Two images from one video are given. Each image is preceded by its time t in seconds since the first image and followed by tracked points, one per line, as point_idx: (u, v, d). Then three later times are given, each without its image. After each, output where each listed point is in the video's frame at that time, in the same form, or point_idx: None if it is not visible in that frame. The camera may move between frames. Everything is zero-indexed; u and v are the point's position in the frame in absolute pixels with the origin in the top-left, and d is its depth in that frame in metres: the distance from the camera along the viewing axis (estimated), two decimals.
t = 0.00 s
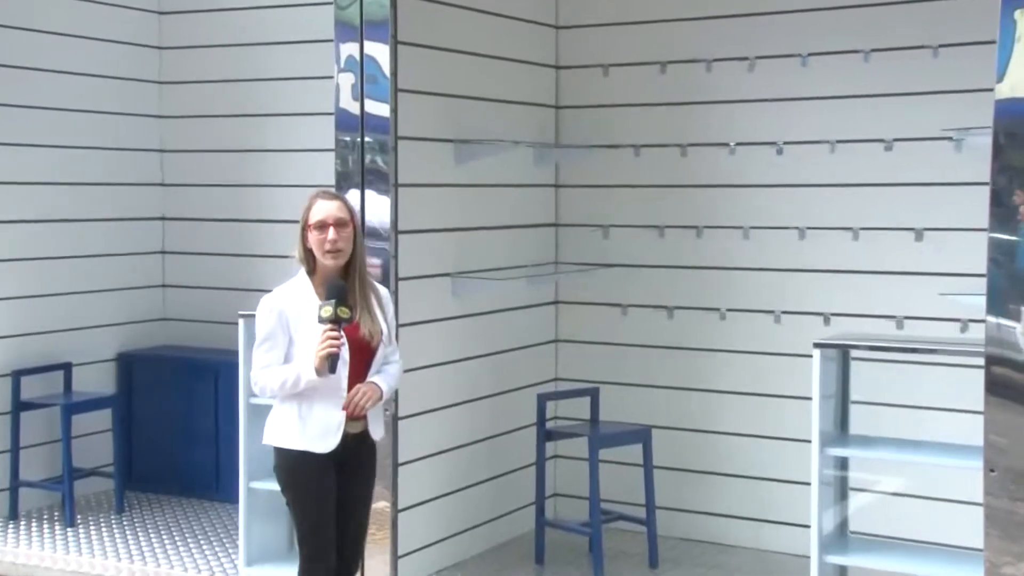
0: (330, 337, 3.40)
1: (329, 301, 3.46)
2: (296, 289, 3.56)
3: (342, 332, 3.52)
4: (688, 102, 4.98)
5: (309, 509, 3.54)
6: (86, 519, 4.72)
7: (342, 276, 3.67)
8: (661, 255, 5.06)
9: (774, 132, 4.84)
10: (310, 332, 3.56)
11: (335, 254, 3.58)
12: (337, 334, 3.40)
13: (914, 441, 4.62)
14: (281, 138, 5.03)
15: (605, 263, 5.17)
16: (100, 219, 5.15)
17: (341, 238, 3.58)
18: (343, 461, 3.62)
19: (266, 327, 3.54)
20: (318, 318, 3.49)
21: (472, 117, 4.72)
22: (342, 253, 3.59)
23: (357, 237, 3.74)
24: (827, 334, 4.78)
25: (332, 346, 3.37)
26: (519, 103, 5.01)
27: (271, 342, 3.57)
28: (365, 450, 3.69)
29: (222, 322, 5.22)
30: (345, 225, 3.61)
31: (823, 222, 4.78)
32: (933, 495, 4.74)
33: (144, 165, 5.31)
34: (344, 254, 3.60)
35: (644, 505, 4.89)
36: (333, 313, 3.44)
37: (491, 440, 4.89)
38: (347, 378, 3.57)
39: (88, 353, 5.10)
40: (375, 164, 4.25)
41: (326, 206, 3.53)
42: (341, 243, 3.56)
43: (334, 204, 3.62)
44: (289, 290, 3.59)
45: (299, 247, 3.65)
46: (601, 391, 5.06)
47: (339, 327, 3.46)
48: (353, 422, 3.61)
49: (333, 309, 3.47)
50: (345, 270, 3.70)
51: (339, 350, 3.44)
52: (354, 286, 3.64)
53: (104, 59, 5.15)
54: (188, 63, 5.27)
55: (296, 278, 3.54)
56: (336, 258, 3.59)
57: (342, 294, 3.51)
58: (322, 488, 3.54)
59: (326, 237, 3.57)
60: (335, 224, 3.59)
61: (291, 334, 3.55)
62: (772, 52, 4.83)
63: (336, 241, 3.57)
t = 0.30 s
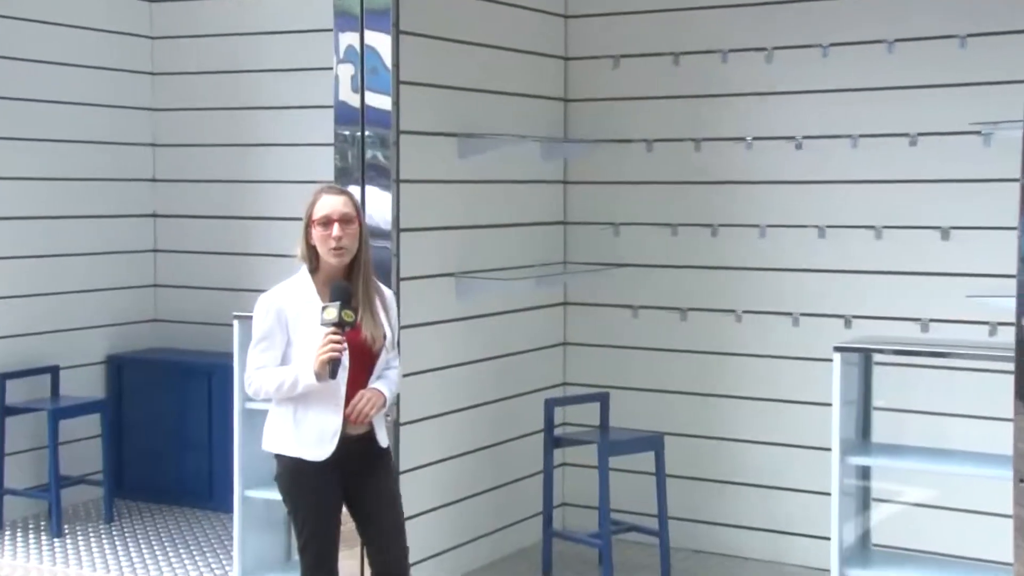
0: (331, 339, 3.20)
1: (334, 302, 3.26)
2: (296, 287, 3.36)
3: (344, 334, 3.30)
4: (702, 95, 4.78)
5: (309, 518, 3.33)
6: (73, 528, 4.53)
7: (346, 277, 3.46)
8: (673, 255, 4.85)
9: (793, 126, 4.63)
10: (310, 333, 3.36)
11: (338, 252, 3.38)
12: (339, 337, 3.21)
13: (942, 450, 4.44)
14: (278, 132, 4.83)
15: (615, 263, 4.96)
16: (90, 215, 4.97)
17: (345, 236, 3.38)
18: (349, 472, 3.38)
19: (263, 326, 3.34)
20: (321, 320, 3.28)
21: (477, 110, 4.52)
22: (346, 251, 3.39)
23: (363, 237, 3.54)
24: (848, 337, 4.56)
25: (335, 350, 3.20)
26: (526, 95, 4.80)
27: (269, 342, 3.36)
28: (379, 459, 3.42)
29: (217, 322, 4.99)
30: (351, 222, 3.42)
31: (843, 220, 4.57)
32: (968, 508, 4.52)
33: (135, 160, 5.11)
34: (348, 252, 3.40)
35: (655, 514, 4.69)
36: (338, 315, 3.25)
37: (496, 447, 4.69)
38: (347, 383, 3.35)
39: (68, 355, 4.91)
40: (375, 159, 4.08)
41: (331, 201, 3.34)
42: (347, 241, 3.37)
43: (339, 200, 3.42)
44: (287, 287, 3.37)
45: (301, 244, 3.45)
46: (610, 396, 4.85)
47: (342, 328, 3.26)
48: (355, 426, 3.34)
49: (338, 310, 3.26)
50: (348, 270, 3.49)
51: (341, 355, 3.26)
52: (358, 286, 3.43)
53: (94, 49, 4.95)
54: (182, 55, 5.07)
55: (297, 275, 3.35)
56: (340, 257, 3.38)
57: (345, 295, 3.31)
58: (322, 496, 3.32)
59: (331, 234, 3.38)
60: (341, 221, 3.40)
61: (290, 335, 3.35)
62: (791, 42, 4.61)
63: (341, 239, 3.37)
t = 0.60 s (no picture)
0: (328, 342, 2.99)
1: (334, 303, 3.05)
2: (297, 286, 3.16)
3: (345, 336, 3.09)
4: (718, 86, 4.57)
5: (309, 524, 3.10)
6: (62, 538, 4.35)
7: (352, 276, 3.25)
8: (688, 253, 4.65)
9: (814, 118, 4.42)
10: (311, 333, 3.15)
11: (345, 249, 3.17)
12: (337, 339, 3.00)
13: (970, 459, 4.24)
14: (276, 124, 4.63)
15: (626, 261, 4.76)
16: (81, 212, 4.77)
17: (352, 233, 3.17)
18: (352, 474, 3.16)
19: (263, 326, 3.15)
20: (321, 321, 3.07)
21: (483, 101, 4.32)
22: (354, 249, 3.17)
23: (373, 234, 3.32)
24: (871, 340, 4.36)
25: (332, 354, 2.99)
26: (534, 86, 4.60)
27: (269, 342, 3.17)
28: (388, 463, 3.17)
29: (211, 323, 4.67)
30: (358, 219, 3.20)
31: (866, 217, 4.36)
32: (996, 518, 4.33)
33: (126, 154, 4.91)
34: (355, 250, 3.18)
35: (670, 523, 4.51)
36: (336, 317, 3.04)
37: (502, 453, 4.49)
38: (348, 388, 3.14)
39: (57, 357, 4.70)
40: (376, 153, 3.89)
41: (338, 196, 3.13)
42: (353, 239, 3.16)
43: (347, 195, 3.21)
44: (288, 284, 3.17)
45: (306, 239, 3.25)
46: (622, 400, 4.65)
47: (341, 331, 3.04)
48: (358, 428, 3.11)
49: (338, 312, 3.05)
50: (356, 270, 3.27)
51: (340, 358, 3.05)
52: (364, 287, 3.21)
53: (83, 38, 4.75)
54: (175, 44, 4.86)
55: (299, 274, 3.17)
56: (346, 255, 3.17)
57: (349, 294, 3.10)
58: (322, 499, 3.11)
59: (337, 231, 3.17)
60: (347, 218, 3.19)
61: (290, 335, 3.15)
62: (812, 30, 4.41)
63: (348, 236, 3.16)
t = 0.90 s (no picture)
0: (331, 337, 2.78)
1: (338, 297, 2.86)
2: (309, 285, 3.00)
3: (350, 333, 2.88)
4: (733, 75, 4.37)
5: (319, 533, 2.95)
6: (47, 548, 4.16)
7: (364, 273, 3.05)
8: (701, 250, 4.44)
9: (834, 109, 4.22)
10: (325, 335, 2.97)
11: (354, 242, 2.97)
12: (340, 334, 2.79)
13: (996, 464, 4.09)
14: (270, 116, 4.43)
15: (637, 258, 4.56)
16: (64, 208, 4.59)
17: (362, 226, 2.97)
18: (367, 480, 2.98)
19: (274, 328, 2.98)
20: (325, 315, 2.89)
21: (487, 91, 4.13)
22: (364, 242, 2.98)
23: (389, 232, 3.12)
24: (893, 341, 4.16)
25: (335, 349, 2.77)
26: (540, 75, 4.39)
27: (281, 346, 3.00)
28: (403, 471, 3.00)
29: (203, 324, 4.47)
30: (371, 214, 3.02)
31: (889, 213, 4.15)
32: None
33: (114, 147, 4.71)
34: (367, 245, 2.99)
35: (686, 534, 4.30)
36: (337, 309, 2.86)
37: (509, 459, 4.28)
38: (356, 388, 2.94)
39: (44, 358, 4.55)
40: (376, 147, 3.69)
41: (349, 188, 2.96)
42: (364, 234, 2.97)
43: (359, 186, 3.01)
44: (300, 284, 3.00)
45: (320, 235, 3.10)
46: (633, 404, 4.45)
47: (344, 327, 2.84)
48: (379, 434, 2.95)
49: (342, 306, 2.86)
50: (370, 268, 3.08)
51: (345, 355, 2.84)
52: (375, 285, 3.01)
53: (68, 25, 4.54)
54: (162, 29, 4.60)
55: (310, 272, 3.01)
56: (355, 248, 2.97)
57: (353, 287, 2.88)
58: (332, 507, 2.95)
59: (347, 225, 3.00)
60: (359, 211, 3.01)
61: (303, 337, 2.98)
62: (833, 16, 4.20)
63: (357, 228, 2.96)
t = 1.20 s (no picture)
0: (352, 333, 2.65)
1: (360, 292, 2.72)
2: (333, 283, 2.88)
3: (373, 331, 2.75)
4: (748, 65, 4.18)
5: (342, 539, 2.84)
6: (30, 561, 3.99)
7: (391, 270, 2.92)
8: (715, 247, 4.25)
9: (855, 99, 4.02)
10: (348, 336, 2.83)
11: (380, 237, 2.85)
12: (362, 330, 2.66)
13: None
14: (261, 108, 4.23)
15: (647, 257, 4.36)
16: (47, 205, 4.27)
17: (388, 220, 2.85)
18: (390, 485, 2.83)
19: (295, 330, 2.87)
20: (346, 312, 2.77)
21: (491, 81, 3.94)
22: (388, 237, 2.85)
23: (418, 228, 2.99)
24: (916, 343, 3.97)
25: (355, 348, 2.64)
26: (546, 64, 4.19)
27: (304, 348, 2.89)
28: (431, 487, 2.84)
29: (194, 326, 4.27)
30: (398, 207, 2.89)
31: (912, 208, 3.96)
32: None
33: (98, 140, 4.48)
34: (393, 240, 2.87)
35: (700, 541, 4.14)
36: (359, 305, 2.69)
37: (515, 467, 4.10)
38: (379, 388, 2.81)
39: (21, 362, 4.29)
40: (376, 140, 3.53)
41: (374, 180, 2.85)
42: (389, 227, 2.85)
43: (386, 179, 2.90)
44: (321, 284, 2.88)
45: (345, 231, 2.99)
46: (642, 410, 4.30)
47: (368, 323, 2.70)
48: (405, 442, 2.81)
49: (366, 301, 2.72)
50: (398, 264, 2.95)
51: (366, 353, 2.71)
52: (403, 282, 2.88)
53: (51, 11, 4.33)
54: (150, 18, 4.40)
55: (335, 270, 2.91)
56: (380, 243, 2.85)
57: (376, 283, 2.73)
58: (355, 511, 2.83)
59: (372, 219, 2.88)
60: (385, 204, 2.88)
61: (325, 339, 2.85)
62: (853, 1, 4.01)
63: (382, 222, 2.84)
